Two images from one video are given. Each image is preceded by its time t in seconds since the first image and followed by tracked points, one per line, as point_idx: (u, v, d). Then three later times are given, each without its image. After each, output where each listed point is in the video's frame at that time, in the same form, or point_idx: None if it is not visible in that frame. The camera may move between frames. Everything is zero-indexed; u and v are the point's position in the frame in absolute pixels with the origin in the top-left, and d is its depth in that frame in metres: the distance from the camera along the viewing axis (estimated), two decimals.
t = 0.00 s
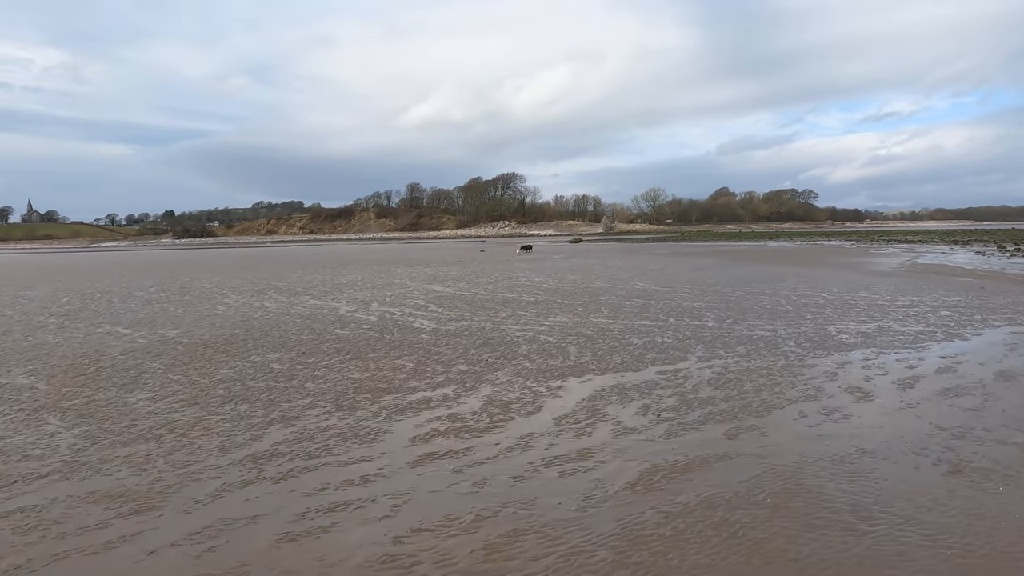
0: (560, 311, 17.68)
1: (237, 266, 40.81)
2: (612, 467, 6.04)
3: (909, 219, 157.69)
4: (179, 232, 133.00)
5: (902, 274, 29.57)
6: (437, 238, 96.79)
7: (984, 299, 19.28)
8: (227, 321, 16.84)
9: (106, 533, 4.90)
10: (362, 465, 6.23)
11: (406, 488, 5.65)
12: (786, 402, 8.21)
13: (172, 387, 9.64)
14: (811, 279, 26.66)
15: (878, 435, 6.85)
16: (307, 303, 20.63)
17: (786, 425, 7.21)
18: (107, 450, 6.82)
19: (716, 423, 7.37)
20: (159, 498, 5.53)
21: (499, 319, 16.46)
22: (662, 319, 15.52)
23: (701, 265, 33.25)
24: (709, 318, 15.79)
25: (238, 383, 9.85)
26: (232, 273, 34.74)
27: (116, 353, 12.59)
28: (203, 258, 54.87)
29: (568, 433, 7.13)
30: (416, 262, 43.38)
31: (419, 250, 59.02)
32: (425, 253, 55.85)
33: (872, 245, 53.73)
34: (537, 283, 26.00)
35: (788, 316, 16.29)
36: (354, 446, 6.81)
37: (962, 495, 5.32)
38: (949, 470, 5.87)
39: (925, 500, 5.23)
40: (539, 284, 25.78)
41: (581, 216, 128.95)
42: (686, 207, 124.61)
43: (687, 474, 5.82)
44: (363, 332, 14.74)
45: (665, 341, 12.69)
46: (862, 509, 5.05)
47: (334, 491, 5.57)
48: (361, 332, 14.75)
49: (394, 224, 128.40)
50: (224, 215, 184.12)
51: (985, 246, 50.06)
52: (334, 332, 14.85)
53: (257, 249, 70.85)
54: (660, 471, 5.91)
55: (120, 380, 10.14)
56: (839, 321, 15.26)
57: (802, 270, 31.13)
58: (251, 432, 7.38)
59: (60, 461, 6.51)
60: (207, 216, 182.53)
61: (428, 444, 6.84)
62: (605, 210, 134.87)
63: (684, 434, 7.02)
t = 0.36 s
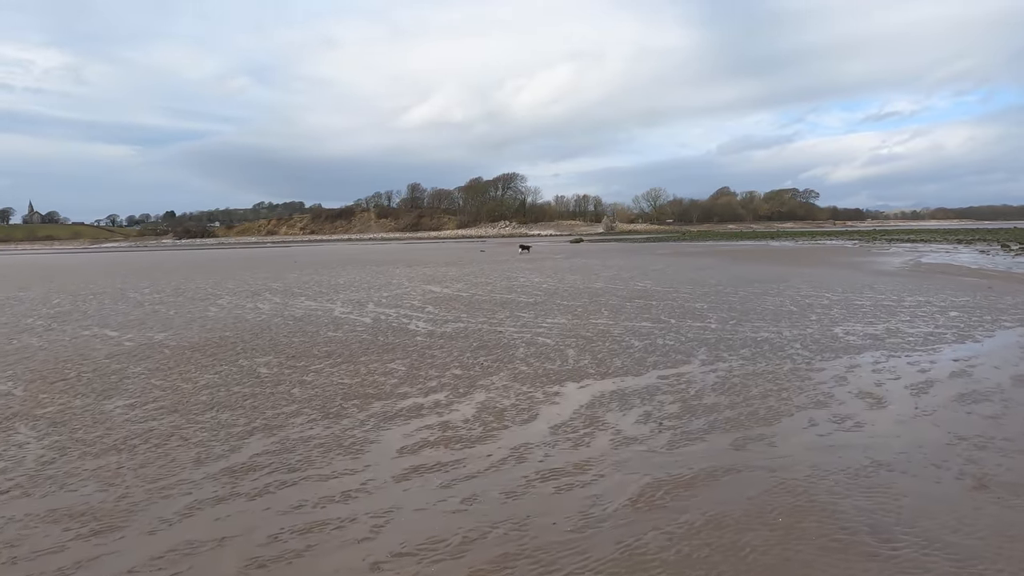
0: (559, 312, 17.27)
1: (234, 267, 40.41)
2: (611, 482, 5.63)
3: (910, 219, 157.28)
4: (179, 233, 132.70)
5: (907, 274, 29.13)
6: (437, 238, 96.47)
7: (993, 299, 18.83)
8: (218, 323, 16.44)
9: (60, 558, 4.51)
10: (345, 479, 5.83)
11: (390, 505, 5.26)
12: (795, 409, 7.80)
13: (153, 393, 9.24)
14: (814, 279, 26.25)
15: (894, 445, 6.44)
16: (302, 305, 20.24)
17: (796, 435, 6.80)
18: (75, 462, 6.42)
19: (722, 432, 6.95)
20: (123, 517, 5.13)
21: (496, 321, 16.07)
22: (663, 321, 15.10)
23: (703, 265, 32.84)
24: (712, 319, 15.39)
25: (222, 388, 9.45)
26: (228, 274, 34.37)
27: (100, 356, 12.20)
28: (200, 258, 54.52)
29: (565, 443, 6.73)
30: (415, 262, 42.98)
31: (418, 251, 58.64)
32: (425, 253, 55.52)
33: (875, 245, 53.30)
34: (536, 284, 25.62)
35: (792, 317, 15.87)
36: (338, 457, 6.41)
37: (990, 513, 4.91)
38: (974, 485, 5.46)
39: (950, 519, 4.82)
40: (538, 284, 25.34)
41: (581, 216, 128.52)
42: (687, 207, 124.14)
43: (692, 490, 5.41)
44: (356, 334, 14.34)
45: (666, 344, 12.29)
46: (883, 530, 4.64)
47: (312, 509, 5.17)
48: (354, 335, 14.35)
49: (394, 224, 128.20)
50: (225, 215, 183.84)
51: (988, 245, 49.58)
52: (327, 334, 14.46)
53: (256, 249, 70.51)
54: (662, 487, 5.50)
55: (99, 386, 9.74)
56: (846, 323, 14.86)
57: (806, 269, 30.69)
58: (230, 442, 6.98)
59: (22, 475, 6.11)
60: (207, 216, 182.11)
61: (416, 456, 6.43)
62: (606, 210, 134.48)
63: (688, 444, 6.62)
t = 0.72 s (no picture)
0: (559, 315, 16.84)
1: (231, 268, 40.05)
2: (611, 503, 5.22)
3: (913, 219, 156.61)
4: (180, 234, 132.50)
5: (913, 274, 28.65)
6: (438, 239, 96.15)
7: (1003, 301, 18.36)
8: (209, 327, 16.01)
9: None
10: (325, 500, 5.41)
11: (371, 531, 4.85)
12: (806, 420, 7.36)
13: (132, 402, 8.83)
14: (819, 280, 25.80)
15: (915, 462, 6.01)
16: (296, 307, 19.84)
17: (809, 449, 6.37)
18: (38, 480, 6.01)
19: (729, 446, 6.52)
20: (79, 545, 4.72)
21: (494, 324, 15.65)
22: (666, 324, 14.65)
23: (705, 265, 32.41)
24: (715, 322, 14.96)
25: (204, 397, 9.03)
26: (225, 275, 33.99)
27: (83, 362, 11.79)
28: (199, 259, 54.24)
29: (563, 458, 6.30)
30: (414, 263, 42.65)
31: (417, 251, 58.23)
32: (424, 254, 55.13)
33: (878, 245, 52.87)
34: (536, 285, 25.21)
35: (799, 320, 15.40)
36: (319, 475, 5.99)
37: None
38: (1005, 508, 5.05)
39: (984, 549, 4.40)
40: (538, 286, 24.93)
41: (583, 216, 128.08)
42: (688, 207, 123.64)
43: (699, 514, 4.99)
44: (349, 339, 13.93)
45: (669, 349, 11.85)
46: (910, 563, 4.23)
47: (286, 535, 4.76)
48: (347, 339, 13.94)
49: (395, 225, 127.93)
50: (227, 216, 183.79)
51: (993, 245, 49.11)
52: (319, 338, 14.05)
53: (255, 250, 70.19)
54: (666, 510, 5.08)
55: (77, 394, 9.33)
56: (854, 325, 14.41)
57: (810, 270, 30.22)
58: (206, 457, 6.56)
59: None
60: (208, 217, 182.09)
61: (402, 472, 6.02)
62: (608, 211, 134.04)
63: (694, 460, 6.18)
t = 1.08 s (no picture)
0: (559, 317, 16.47)
1: (231, 268, 39.78)
2: (609, 521, 4.87)
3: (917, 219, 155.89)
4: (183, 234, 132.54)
5: (920, 275, 28.23)
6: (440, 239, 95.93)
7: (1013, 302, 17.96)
8: (201, 329, 15.69)
9: None
10: (304, 517, 5.07)
11: (350, 552, 4.51)
12: (816, 430, 6.99)
13: (113, 408, 8.49)
14: (825, 280, 25.41)
15: (935, 476, 5.63)
16: (293, 308, 19.52)
17: (821, 461, 5.99)
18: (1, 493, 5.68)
19: (735, 458, 6.16)
20: (36, 567, 4.39)
21: (493, 326, 15.31)
22: (668, 327, 14.27)
23: (709, 266, 31.98)
24: (719, 324, 14.60)
25: (188, 403, 8.69)
26: (223, 275, 33.71)
27: (68, 365, 11.48)
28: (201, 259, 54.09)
29: (559, 471, 5.95)
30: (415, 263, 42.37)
31: (419, 251, 58.01)
32: (426, 254, 54.87)
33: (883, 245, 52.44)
34: (537, 286, 24.90)
35: (805, 322, 15.02)
36: (299, 489, 5.65)
37: None
38: None
39: None
40: (539, 287, 24.59)
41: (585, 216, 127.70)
42: (691, 207, 123.13)
43: (703, 535, 4.63)
44: (343, 341, 13.59)
45: (672, 352, 11.48)
46: None
47: (258, 557, 4.44)
48: (341, 341, 13.60)
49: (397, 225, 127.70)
50: (230, 216, 183.65)
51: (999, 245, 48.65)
52: (312, 340, 13.71)
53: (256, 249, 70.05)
54: (668, 529, 4.73)
55: (57, 399, 9.00)
56: (861, 328, 14.03)
57: (815, 271, 29.81)
58: (182, 468, 6.23)
59: None
60: (212, 217, 182.49)
61: (388, 486, 5.68)
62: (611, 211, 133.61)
63: (698, 473, 5.82)
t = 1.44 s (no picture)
0: (556, 319, 16.07)
1: (228, 268, 39.48)
2: (598, 548, 4.48)
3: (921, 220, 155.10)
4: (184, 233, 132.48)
5: (926, 276, 27.76)
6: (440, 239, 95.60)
7: None
8: (190, 331, 15.34)
9: None
10: (269, 541, 4.69)
11: None
12: (822, 443, 6.58)
13: (85, 416, 8.13)
14: (829, 282, 24.96)
15: (952, 497, 5.23)
16: (286, 310, 19.15)
17: (828, 479, 5.59)
18: None
19: (736, 475, 5.74)
20: None
21: (488, 328, 14.92)
22: (668, 330, 13.86)
23: (711, 267, 31.52)
24: (721, 328, 14.18)
25: (164, 410, 8.31)
26: (220, 275, 33.42)
27: (48, 368, 11.13)
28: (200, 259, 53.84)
29: (547, 488, 5.56)
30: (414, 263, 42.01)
31: (419, 251, 57.57)
32: (426, 254, 54.53)
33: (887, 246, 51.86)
34: (536, 287, 24.51)
35: (809, 325, 14.61)
36: (266, 508, 5.26)
37: None
38: None
39: None
40: (538, 288, 24.20)
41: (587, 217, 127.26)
42: (694, 207, 122.58)
43: (700, 565, 4.24)
44: (334, 344, 13.21)
45: (671, 357, 11.07)
46: None
47: None
48: (332, 344, 13.22)
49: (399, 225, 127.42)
50: (232, 216, 183.67)
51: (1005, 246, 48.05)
52: (302, 343, 13.34)
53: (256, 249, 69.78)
54: (662, 558, 4.34)
55: (29, 406, 8.64)
56: (868, 332, 13.60)
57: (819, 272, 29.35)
58: (147, 483, 5.85)
59: None
60: (214, 216, 182.45)
61: (362, 505, 5.28)
62: (613, 211, 133.14)
63: (696, 492, 5.42)
